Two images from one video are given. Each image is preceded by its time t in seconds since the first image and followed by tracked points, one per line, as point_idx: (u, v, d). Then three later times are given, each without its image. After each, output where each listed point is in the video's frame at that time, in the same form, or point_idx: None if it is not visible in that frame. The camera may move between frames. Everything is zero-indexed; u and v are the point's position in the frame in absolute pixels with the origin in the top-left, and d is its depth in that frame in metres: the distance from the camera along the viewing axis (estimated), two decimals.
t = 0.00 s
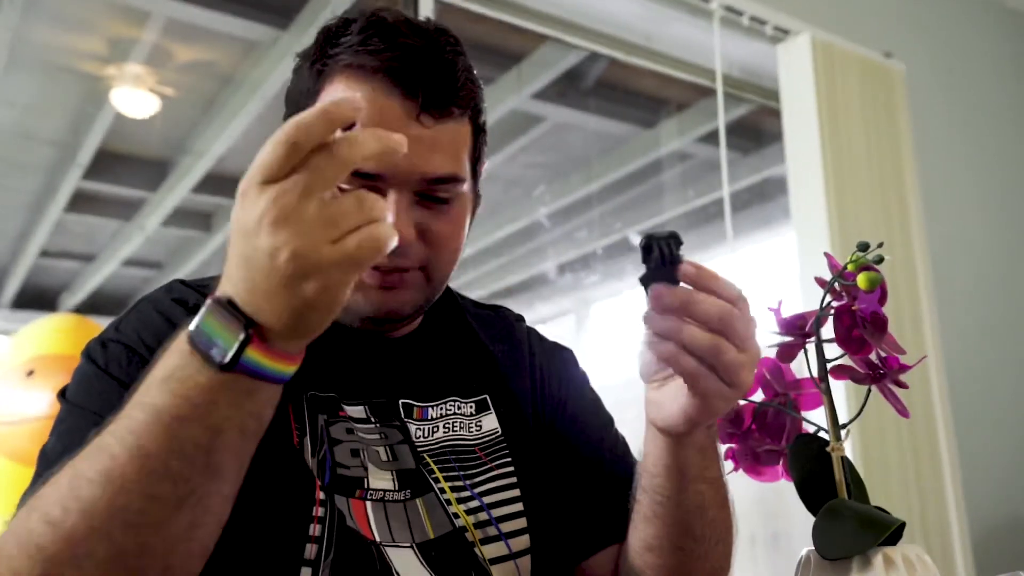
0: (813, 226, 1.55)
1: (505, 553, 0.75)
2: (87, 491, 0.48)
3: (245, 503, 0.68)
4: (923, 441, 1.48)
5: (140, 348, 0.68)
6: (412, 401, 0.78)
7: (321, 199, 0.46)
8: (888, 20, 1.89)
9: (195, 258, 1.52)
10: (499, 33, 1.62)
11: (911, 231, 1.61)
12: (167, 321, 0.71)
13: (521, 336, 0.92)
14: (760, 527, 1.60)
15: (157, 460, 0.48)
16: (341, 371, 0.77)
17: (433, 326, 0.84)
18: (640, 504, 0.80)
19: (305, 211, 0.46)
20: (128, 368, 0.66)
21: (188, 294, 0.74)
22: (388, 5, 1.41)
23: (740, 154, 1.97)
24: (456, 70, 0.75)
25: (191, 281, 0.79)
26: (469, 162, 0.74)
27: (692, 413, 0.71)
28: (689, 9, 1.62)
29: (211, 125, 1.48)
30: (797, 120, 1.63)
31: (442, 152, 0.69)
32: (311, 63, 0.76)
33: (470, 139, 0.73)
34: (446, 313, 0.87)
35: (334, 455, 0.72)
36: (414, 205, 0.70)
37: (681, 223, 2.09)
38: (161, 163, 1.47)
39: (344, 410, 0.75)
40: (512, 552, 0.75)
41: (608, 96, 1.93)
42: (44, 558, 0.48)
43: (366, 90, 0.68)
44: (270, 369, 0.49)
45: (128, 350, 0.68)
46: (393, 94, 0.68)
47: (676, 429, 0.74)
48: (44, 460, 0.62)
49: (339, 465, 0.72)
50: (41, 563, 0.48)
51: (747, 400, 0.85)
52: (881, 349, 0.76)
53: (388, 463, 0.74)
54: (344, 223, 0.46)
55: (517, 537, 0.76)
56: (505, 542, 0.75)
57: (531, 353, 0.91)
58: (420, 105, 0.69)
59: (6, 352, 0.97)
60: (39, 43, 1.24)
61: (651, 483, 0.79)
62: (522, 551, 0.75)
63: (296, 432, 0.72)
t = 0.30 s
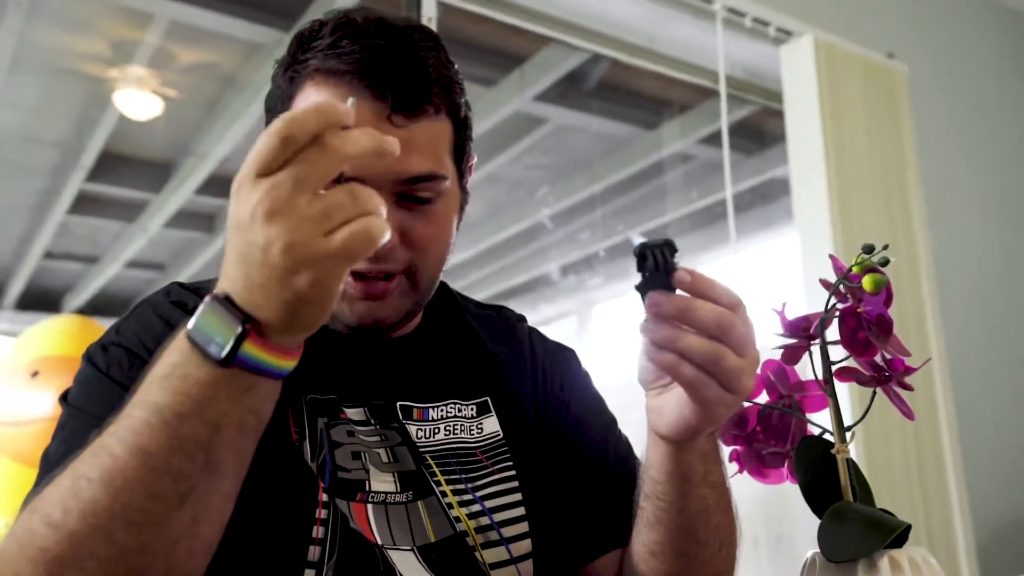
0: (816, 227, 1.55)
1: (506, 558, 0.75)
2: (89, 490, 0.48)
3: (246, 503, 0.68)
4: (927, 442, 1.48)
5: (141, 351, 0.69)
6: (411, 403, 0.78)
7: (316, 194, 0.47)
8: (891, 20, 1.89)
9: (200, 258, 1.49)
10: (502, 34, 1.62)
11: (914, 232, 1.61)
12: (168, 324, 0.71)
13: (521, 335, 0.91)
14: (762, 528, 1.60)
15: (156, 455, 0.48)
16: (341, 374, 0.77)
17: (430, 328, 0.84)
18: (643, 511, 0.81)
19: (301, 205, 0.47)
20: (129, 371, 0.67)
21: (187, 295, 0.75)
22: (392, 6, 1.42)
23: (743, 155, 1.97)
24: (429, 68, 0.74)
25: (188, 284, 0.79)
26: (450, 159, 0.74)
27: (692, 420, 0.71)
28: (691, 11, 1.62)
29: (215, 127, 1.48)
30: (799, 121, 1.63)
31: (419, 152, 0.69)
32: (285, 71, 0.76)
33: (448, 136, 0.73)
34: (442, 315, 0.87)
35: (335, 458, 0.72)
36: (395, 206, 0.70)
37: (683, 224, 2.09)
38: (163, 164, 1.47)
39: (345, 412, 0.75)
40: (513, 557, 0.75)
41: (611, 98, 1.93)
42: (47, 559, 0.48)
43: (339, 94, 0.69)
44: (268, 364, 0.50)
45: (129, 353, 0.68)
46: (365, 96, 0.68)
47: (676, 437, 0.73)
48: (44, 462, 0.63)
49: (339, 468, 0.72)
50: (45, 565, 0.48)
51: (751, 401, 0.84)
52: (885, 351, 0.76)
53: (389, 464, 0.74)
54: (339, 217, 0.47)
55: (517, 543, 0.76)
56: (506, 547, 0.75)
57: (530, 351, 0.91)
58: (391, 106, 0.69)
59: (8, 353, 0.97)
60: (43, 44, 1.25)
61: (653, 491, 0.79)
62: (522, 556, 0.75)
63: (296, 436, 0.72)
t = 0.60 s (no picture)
0: (822, 231, 1.54)
1: (503, 560, 0.75)
2: (100, 493, 0.48)
3: (256, 507, 0.68)
4: (932, 445, 1.47)
5: (137, 354, 0.68)
6: (407, 404, 0.78)
7: (336, 196, 0.47)
8: (896, 22, 1.89)
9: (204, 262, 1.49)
10: (507, 36, 1.63)
11: (919, 235, 1.61)
12: (164, 327, 0.71)
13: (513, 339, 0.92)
14: (767, 531, 1.59)
15: (170, 457, 0.48)
16: (337, 374, 0.76)
17: (425, 327, 0.84)
18: (642, 519, 0.80)
19: (319, 207, 0.47)
20: (125, 374, 0.67)
21: (181, 298, 0.75)
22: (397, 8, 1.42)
23: (748, 158, 1.97)
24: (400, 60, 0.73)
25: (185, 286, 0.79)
26: (428, 150, 0.72)
27: (686, 418, 0.70)
28: (696, 14, 1.62)
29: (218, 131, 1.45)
30: (804, 125, 1.63)
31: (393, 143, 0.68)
32: (258, 75, 0.76)
33: (422, 126, 0.71)
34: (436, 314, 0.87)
35: (331, 459, 0.72)
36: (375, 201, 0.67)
37: (688, 227, 2.05)
38: (168, 167, 1.46)
39: (341, 414, 0.74)
40: (510, 559, 0.75)
41: (616, 101, 1.93)
42: (57, 562, 0.47)
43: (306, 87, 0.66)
44: (274, 370, 0.49)
45: (125, 356, 0.68)
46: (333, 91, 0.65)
47: (670, 435, 0.72)
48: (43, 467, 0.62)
49: (336, 469, 0.71)
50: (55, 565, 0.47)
51: (756, 405, 0.85)
52: (892, 355, 0.76)
53: (386, 465, 0.74)
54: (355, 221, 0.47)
55: (515, 545, 0.76)
56: (503, 549, 0.75)
57: (522, 354, 0.91)
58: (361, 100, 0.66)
59: (11, 355, 0.97)
60: (47, 48, 1.25)
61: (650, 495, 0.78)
62: (520, 558, 0.76)
63: (293, 438, 0.71)
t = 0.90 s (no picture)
0: (823, 232, 1.54)
1: (500, 551, 0.72)
2: (149, 506, 0.48)
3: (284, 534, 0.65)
4: (934, 448, 1.47)
5: (145, 353, 0.67)
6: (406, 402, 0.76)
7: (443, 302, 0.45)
8: (898, 23, 1.89)
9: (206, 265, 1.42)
10: (509, 38, 1.63)
11: (921, 236, 1.60)
12: (171, 327, 0.71)
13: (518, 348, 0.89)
14: (770, 532, 1.60)
15: (231, 496, 0.48)
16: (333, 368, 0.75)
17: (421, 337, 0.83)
18: None
19: (428, 304, 0.46)
20: (133, 372, 0.65)
21: (186, 298, 0.75)
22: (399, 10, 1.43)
23: (750, 160, 1.96)
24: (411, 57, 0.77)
25: (191, 288, 0.78)
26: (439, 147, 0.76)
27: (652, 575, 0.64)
28: (698, 15, 1.62)
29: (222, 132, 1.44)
30: (807, 127, 1.62)
31: (410, 138, 0.72)
32: (268, 77, 0.78)
33: (433, 122, 0.75)
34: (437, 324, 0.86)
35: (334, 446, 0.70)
36: (394, 189, 0.72)
37: (691, 228, 2.09)
38: (172, 169, 1.42)
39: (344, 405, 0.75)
40: (506, 551, 0.72)
41: (618, 102, 1.93)
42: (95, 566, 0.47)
43: (331, 90, 0.72)
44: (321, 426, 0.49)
45: (132, 355, 0.67)
46: (354, 90, 0.72)
47: None
48: (49, 465, 0.60)
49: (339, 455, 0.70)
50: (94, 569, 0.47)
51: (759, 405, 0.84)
52: (894, 355, 0.76)
53: (387, 456, 0.72)
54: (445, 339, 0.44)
55: (511, 538, 0.73)
56: (500, 541, 0.72)
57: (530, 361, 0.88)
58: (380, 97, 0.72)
59: (14, 356, 0.97)
60: (51, 51, 1.29)
61: None
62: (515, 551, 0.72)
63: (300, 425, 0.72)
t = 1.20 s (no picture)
0: (825, 231, 1.54)
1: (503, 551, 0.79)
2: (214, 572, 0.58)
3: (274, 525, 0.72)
4: (936, 449, 1.46)
5: (166, 359, 0.71)
6: (417, 410, 0.84)
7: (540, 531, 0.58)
8: (900, 22, 1.89)
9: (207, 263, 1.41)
10: (510, 37, 1.63)
11: (923, 236, 1.60)
12: (192, 336, 0.75)
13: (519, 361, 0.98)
14: (770, 532, 1.60)
15: None
16: (352, 376, 0.82)
17: (431, 347, 0.90)
18: None
19: (527, 529, 0.58)
20: (154, 376, 0.69)
21: (207, 308, 0.80)
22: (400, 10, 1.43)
23: (751, 159, 1.95)
24: (453, 86, 0.85)
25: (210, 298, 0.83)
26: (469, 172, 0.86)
27: None
28: (700, 14, 1.62)
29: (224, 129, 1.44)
30: (809, 127, 1.62)
31: (449, 162, 0.82)
32: (320, 88, 0.85)
33: (468, 150, 0.85)
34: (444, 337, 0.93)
35: (352, 450, 0.77)
36: (428, 209, 0.82)
37: (692, 228, 2.10)
38: (172, 169, 1.39)
39: (357, 411, 0.80)
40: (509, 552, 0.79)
41: (619, 102, 1.93)
42: None
43: (380, 109, 0.80)
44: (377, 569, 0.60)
45: (154, 360, 0.71)
46: (405, 112, 0.80)
47: None
48: (67, 459, 0.64)
49: (356, 459, 0.76)
50: None
51: (760, 405, 0.84)
52: (895, 354, 0.76)
53: (399, 460, 0.78)
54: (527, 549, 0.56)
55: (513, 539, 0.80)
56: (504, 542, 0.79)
57: (528, 373, 0.97)
58: (429, 122, 0.81)
59: (15, 356, 0.97)
60: (52, 49, 1.29)
61: None
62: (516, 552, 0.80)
63: (314, 428, 0.77)
